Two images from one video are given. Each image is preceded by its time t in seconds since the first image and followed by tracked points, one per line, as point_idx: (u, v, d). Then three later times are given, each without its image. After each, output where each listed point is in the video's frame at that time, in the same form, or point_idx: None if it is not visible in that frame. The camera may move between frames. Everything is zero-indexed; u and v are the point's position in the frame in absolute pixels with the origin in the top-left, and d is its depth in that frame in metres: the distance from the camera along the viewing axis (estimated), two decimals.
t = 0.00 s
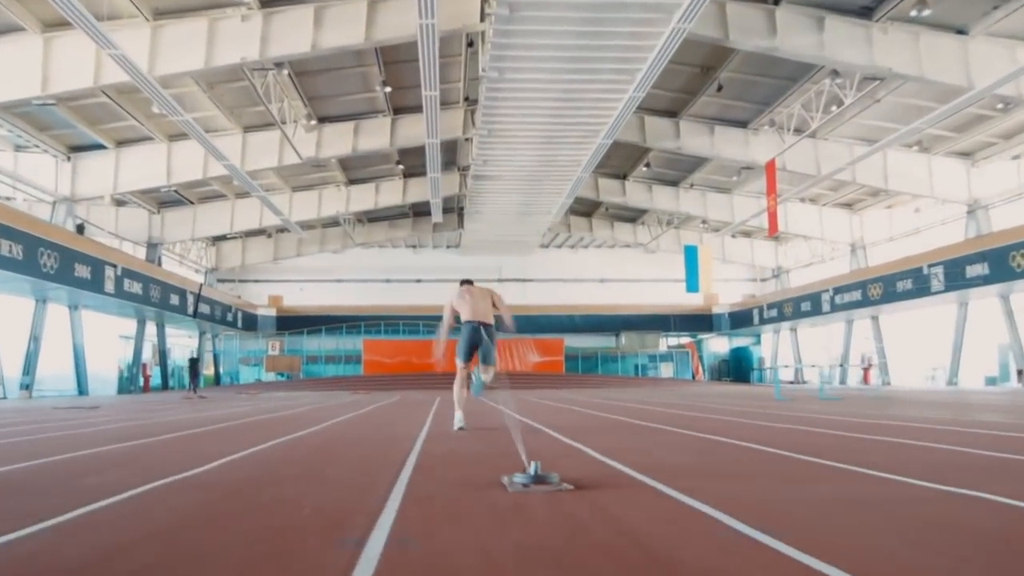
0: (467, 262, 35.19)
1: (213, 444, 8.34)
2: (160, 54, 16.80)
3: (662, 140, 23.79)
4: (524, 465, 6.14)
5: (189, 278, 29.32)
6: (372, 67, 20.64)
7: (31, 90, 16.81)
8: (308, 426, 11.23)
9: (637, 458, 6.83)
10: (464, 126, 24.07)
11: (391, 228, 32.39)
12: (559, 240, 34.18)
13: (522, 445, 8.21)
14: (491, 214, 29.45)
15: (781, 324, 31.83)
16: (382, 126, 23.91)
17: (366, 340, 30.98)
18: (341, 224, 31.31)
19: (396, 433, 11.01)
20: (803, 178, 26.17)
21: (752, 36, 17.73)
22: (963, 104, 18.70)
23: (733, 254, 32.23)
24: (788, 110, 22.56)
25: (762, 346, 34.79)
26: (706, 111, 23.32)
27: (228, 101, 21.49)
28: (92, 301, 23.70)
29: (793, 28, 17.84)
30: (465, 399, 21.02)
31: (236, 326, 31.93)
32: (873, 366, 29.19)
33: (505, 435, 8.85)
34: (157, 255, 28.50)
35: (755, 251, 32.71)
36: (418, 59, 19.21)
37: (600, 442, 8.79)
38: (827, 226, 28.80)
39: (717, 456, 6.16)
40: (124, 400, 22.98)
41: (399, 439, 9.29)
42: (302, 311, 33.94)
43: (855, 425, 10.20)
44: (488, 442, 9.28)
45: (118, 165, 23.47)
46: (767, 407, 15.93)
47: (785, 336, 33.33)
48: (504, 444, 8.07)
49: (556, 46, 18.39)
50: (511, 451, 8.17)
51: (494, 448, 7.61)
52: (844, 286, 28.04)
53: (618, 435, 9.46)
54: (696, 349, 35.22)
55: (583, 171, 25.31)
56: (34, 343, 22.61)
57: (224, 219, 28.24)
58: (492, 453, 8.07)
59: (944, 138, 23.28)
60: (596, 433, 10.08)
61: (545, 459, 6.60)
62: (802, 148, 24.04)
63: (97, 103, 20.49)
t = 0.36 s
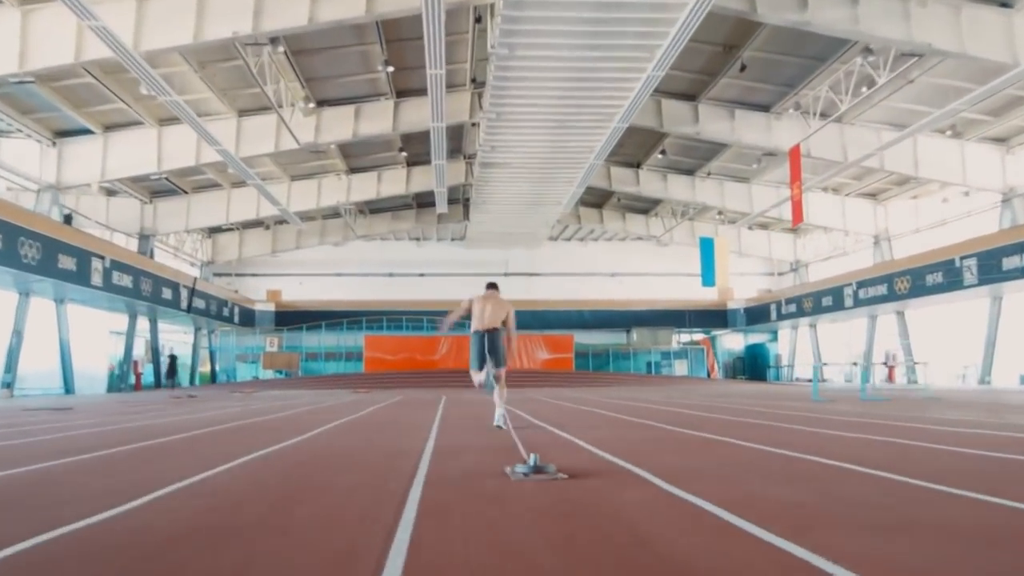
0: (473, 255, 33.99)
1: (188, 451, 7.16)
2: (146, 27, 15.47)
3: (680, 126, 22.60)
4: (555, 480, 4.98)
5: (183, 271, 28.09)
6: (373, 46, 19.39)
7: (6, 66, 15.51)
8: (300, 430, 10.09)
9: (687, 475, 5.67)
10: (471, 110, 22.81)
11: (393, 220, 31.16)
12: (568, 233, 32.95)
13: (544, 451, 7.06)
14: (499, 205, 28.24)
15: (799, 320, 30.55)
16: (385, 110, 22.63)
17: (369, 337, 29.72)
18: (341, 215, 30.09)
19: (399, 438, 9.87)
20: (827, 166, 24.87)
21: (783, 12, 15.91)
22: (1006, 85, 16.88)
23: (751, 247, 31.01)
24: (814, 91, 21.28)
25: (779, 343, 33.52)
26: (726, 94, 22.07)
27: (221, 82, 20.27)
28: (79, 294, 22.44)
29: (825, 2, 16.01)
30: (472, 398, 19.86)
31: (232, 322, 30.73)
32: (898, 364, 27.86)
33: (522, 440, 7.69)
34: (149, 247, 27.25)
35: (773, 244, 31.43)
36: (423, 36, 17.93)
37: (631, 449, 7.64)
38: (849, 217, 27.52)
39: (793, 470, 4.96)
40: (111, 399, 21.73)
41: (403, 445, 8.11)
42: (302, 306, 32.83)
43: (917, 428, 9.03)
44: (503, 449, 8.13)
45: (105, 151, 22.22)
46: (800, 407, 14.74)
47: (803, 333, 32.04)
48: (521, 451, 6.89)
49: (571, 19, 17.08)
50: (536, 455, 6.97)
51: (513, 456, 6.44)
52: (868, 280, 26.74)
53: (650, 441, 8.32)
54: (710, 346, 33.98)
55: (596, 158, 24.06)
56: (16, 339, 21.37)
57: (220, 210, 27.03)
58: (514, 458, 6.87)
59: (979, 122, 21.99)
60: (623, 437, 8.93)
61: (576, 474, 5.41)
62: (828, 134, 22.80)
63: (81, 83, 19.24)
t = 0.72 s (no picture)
0: (474, 248, 32.69)
1: (139, 475, 5.90)
2: None
3: (696, 109, 21.19)
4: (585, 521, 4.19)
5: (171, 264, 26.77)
6: (369, 21, 18.03)
7: None
8: (283, 443, 8.84)
9: (766, 519, 4.43)
10: (473, 91, 21.45)
11: (391, 211, 29.87)
12: (573, 225, 31.64)
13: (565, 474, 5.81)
14: (503, 194, 26.94)
15: (815, 315, 29.26)
16: (382, 91, 21.28)
17: (363, 332, 28.44)
18: (337, 204, 28.85)
19: (396, 452, 8.62)
20: (849, 153, 23.52)
21: None
22: None
23: (764, 240, 29.71)
24: (840, 72, 19.92)
25: (792, 340, 32.21)
26: (745, 75, 20.73)
27: (206, 60, 18.91)
28: (57, 287, 21.14)
29: None
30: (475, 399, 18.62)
31: (223, 317, 29.44)
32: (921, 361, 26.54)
33: (543, 460, 6.39)
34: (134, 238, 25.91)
35: (787, 236, 30.11)
36: (422, 9, 16.52)
37: (674, 472, 6.40)
38: (870, 208, 26.21)
39: (926, 523, 3.71)
40: (90, 399, 20.44)
41: (401, 466, 6.85)
42: (296, 301, 31.27)
43: (993, 442, 7.80)
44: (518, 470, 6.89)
45: (85, 135, 20.90)
46: (834, 413, 13.49)
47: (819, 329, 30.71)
48: (544, 476, 5.63)
49: None
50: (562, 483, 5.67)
51: (534, 493, 5.17)
52: (890, 273, 25.45)
53: (691, 460, 7.08)
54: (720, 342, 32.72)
55: (606, 144, 22.73)
56: None
57: (209, 199, 25.72)
58: (537, 487, 5.57)
59: (1016, 105, 20.63)
60: (657, 454, 7.69)
61: (629, 524, 4.13)
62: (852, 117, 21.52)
63: (55, 61, 17.87)
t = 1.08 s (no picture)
0: (475, 239, 31.30)
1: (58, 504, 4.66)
2: None
3: (712, 88, 19.80)
4: None
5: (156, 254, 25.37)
6: None
7: None
8: (259, 451, 7.51)
9: None
10: (475, 67, 20.04)
11: (388, 199, 28.54)
12: (578, 215, 30.29)
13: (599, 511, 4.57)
14: (505, 181, 25.58)
15: (833, 309, 27.89)
16: (377, 67, 19.90)
17: (359, 326, 27.05)
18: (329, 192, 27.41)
19: (391, 463, 7.28)
20: (875, 135, 22.10)
21: None
22: None
23: (779, 230, 28.32)
24: (869, 46, 18.54)
25: (807, 335, 30.81)
26: (765, 51, 19.35)
27: (186, 31, 17.46)
28: (30, 277, 19.74)
29: None
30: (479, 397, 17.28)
31: (212, 311, 28.11)
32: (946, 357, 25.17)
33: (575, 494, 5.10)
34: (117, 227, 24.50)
35: (802, 226, 28.73)
36: None
37: (738, 493, 5.08)
38: (893, 195, 24.81)
39: None
40: (66, 397, 19.14)
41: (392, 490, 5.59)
42: (291, 294, 30.23)
43: None
44: (540, 489, 5.57)
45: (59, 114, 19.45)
46: (876, 414, 12.20)
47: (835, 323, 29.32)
48: (571, 516, 4.38)
49: None
50: (593, 521, 4.41)
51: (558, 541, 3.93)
52: (916, 265, 24.02)
53: (751, 476, 5.75)
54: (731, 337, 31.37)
55: (616, 126, 21.37)
56: None
57: (195, 186, 24.30)
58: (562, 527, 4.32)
59: None
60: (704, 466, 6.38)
61: None
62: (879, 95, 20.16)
63: (22, 31, 16.45)
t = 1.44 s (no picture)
0: (477, 237, 29.98)
1: None
2: None
3: (733, 71, 18.53)
4: None
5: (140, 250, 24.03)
6: None
7: None
8: (228, 470, 6.23)
9: None
10: (478, 49, 18.80)
11: (386, 194, 27.24)
12: (584, 212, 29.00)
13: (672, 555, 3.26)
14: (509, 174, 24.35)
15: (852, 309, 26.62)
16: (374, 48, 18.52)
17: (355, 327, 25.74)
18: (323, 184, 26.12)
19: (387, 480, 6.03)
20: (903, 125, 20.77)
21: None
22: None
23: (796, 227, 27.01)
24: (901, 26, 17.24)
25: (823, 337, 29.53)
26: (790, 32, 18.03)
27: (167, 8, 16.06)
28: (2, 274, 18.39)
29: None
30: (482, 403, 16.01)
31: (201, 311, 26.79)
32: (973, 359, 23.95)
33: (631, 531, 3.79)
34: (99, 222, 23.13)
35: (820, 224, 27.42)
36: None
37: (846, 529, 3.84)
38: (918, 189, 23.52)
39: None
40: (41, 402, 17.83)
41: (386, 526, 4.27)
42: (285, 294, 29.00)
43: None
44: (579, 521, 4.28)
45: (32, 99, 18.04)
46: (928, 420, 10.94)
47: (854, 324, 28.04)
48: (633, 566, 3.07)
49: None
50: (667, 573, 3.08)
51: None
52: (943, 262, 22.69)
53: (842, 505, 4.52)
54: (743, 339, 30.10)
55: (628, 113, 20.07)
56: None
57: (182, 178, 22.98)
58: None
59: None
60: (774, 489, 5.14)
61: None
62: (910, 79, 18.88)
63: None
